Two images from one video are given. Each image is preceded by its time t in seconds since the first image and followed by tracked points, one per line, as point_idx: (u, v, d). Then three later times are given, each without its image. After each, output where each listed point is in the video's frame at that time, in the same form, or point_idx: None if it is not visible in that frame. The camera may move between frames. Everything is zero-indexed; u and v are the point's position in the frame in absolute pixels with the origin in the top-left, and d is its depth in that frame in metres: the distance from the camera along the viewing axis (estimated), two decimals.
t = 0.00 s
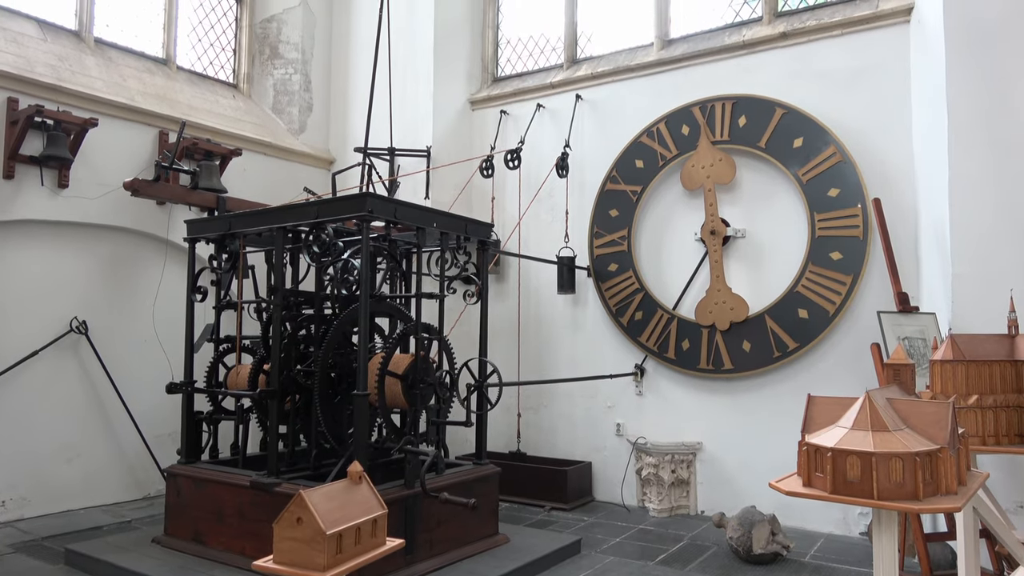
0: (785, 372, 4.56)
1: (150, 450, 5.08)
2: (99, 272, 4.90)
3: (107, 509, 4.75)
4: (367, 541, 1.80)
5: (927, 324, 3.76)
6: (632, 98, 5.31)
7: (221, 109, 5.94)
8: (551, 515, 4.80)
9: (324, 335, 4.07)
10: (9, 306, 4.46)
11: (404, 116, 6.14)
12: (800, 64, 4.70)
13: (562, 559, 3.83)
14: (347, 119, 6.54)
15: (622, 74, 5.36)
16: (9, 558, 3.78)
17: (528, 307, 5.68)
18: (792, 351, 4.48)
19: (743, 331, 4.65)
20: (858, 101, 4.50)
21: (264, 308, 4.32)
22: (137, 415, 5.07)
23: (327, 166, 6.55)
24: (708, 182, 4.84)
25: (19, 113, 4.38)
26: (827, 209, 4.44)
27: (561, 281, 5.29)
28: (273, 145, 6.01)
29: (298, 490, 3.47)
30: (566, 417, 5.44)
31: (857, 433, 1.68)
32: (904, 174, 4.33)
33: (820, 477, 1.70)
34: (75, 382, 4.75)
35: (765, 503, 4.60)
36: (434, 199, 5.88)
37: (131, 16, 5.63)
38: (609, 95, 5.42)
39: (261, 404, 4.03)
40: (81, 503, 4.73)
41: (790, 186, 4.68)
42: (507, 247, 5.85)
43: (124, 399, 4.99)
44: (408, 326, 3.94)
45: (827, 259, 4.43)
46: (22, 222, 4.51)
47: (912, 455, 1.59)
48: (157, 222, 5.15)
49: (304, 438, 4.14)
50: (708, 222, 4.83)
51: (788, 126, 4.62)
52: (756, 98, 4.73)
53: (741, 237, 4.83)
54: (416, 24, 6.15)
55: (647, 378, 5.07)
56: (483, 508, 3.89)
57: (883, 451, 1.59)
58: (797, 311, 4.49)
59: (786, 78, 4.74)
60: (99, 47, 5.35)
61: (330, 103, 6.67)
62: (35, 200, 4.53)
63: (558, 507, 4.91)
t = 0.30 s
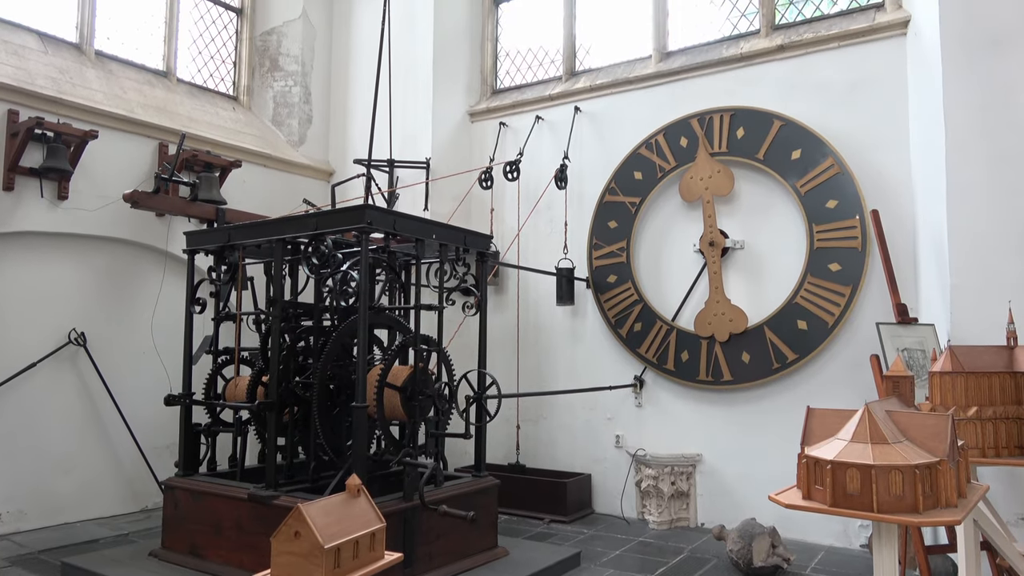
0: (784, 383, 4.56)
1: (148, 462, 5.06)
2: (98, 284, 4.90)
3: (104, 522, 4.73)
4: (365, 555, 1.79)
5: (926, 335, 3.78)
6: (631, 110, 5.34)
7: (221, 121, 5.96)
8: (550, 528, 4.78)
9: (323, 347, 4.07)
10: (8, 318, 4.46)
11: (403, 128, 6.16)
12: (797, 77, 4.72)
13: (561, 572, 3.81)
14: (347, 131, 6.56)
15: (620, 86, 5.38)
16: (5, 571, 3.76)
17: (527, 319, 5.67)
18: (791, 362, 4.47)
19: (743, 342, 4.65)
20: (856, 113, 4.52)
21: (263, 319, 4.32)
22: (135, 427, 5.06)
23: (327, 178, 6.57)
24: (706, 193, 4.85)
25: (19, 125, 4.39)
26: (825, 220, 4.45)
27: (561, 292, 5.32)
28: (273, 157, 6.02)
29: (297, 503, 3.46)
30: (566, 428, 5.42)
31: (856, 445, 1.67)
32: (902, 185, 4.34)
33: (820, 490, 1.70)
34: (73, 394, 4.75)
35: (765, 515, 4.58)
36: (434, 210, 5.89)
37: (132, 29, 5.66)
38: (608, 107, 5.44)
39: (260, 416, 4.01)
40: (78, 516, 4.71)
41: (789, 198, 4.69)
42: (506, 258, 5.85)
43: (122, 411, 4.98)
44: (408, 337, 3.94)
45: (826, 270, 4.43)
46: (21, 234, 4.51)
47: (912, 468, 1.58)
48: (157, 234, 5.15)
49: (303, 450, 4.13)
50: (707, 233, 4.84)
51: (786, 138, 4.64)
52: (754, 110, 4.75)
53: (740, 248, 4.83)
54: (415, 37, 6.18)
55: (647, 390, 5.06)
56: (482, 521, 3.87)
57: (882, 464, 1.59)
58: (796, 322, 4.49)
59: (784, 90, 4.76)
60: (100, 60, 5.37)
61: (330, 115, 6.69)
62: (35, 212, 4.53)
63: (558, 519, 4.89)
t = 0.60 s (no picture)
0: (784, 395, 4.55)
1: (147, 475, 5.05)
2: (98, 297, 4.90)
3: (102, 535, 4.71)
4: (364, 570, 1.75)
5: (926, 346, 3.77)
6: (630, 123, 5.36)
7: (221, 134, 5.98)
8: (551, 540, 4.76)
9: (323, 359, 4.06)
10: (7, 331, 4.46)
11: (403, 140, 6.18)
12: (795, 89, 4.75)
13: None
14: (347, 143, 6.58)
15: (619, 98, 5.40)
16: None
17: (527, 331, 5.67)
18: (791, 373, 4.47)
19: (743, 354, 4.64)
20: (854, 125, 4.53)
21: (263, 332, 4.31)
22: (134, 440, 5.05)
23: (327, 190, 6.58)
24: (706, 205, 4.86)
25: (20, 138, 4.40)
26: (824, 232, 4.46)
27: (560, 304, 5.30)
28: (273, 169, 6.04)
29: (296, 516, 3.44)
30: (566, 440, 5.41)
31: (857, 457, 1.67)
32: (900, 196, 4.35)
33: (820, 503, 1.69)
34: (73, 407, 4.74)
35: (766, 527, 4.56)
36: (434, 223, 5.91)
37: (134, 42, 5.69)
38: (607, 119, 5.47)
39: (259, 428, 4.00)
40: (76, 529, 4.69)
41: (787, 209, 4.70)
42: (506, 270, 5.85)
43: (121, 424, 4.97)
44: (407, 349, 3.94)
45: (825, 281, 4.43)
46: (21, 246, 4.52)
47: (913, 480, 1.58)
48: (157, 247, 5.16)
49: (302, 463, 4.12)
50: (706, 245, 4.84)
51: (784, 150, 4.65)
52: (752, 122, 4.77)
53: (740, 259, 4.83)
54: (415, 50, 6.21)
55: (647, 402, 5.06)
56: (482, 534, 3.85)
57: (883, 476, 1.59)
58: (796, 333, 4.49)
59: (782, 102, 4.78)
60: (102, 73, 5.40)
61: (330, 128, 6.71)
62: (35, 225, 4.54)
63: (558, 532, 4.87)
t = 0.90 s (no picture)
0: (785, 405, 4.54)
1: (146, 487, 5.03)
2: (98, 308, 4.90)
3: (101, 547, 4.69)
4: None
5: (927, 356, 3.77)
6: (629, 133, 5.37)
7: (222, 145, 6.00)
8: (551, 551, 4.74)
9: (323, 370, 4.06)
10: (7, 342, 4.45)
11: (403, 151, 6.20)
12: (794, 100, 4.77)
13: None
14: (347, 154, 6.60)
15: (618, 109, 5.42)
16: None
17: (527, 341, 5.67)
18: (792, 383, 4.46)
19: (743, 363, 4.64)
20: (853, 135, 4.55)
21: (263, 342, 4.31)
22: (132, 451, 5.03)
23: (327, 201, 6.59)
24: (705, 215, 4.86)
25: (21, 150, 4.41)
26: (824, 241, 4.46)
27: (561, 314, 5.30)
28: (273, 180, 6.05)
29: (296, 528, 3.43)
30: (566, 451, 5.40)
31: (858, 468, 1.66)
32: (899, 206, 4.36)
33: (822, 514, 1.68)
34: (72, 418, 4.73)
35: (767, 538, 4.54)
36: (434, 233, 5.91)
37: (135, 54, 5.71)
38: (607, 130, 5.48)
39: (258, 439, 3.99)
40: (74, 541, 4.67)
41: (787, 219, 4.70)
42: (506, 280, 5.85)
43: (121, 435, 4.96)
44: (407, 360, 3.93)
45: (825, 291, 4.43)
46: (21, 257, 4.52)
47: (914, 491, 1.57)
48: (157, 257, 5.16)
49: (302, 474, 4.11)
50: (706, 254, 4.85)
51: (784, 160, 4.66)
52: (751, 132, 4.78)
53: (739, 269, 4.83)
54: (415, 62, 6.24)
55: (647, 412, 5.05)
56: (483, 545, 3.84)
57: (884, 487, 1.58)
58: (796, 343, 4.48)
59: (781, 112, 4.80)
60: (103, 85, 5.42)
61: (330, 139, 6.73)
62: (36, 236, 4.54)
63: (559, 543, 4.85)
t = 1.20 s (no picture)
0: (786, 414, 4.53)
1: (145, 498, 5.01)
2: (98, 318, 4.90)
3: (100, 559, 4.67)
4: None
5: (927, 365, 3.76)
6: (628, 143, 5.39)
7: (222, 155, 6.01)
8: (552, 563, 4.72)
9: (323, 380, 4.05)
10: (7, 353, 4.44)
11: (403, 161, 6.22)
12: (793, 110, 4.78)
13: None
14: (347, 164, 6.61)
15: (617, 119, 5.44)
16: None
17: (527, 350, 5.66)
18: (793, 393, 4.46)
19: (743, 373, 4.63)
20: (851, 145, 4.56)
21: (263, 353, 4.30)
22: (132, 462, 5.02)
23: (327, 211, 6.60)
24: (705, 225, 4.87)
25: (23, 161, 4.43)
26: (824, 250, 4.47)
27: (561, 324, 5.32)
28: (273, 191, 6.06)
29: (296, 539, 3.41)
30: (567, 461, 5.38)
31: (859, 478, 1.65)
32: (898, 215, 4.37)
33: (823, 525, 1.67)
34: (71, 429, 4.72)
35: (769, 549, 4.52)
36: (434, 243, 5.92)
37: (136, 66, 5.74)
38: (606, 140, 5.50)
39: (258, 450, 3.98)
40: (73, 553, 4.65)
41: (787, 228, 4.71)
42: (506, 290, 5.86)
43: (120, 446, 4.95)
44: (407, 370, 3.93)
45: (825, 300, 4.43)
46: (22, 267, 4.52)
47: (916, 502, 1.56)
48: (157, 268, 5.16)
49: (301, 486, 4.09)
50: (706, 264, 4.85)
51: (783, 169, 4.68)
52: (750, 142, 4.80)
53: (739, 278, 4.84)
54: (415, 73, 6.26)
55: (648, 422, 5.04)
56: (483, 556, 3.82)
57: (887, 498, 1.57)
58: (797, 352, 4.48)
59: (780, 122, 4.81)
60: (104, 96, 5.44)
61: (331, 150, 6.74)
62: (36, 247, 4.55)
63: (560, 554, 4.83)
